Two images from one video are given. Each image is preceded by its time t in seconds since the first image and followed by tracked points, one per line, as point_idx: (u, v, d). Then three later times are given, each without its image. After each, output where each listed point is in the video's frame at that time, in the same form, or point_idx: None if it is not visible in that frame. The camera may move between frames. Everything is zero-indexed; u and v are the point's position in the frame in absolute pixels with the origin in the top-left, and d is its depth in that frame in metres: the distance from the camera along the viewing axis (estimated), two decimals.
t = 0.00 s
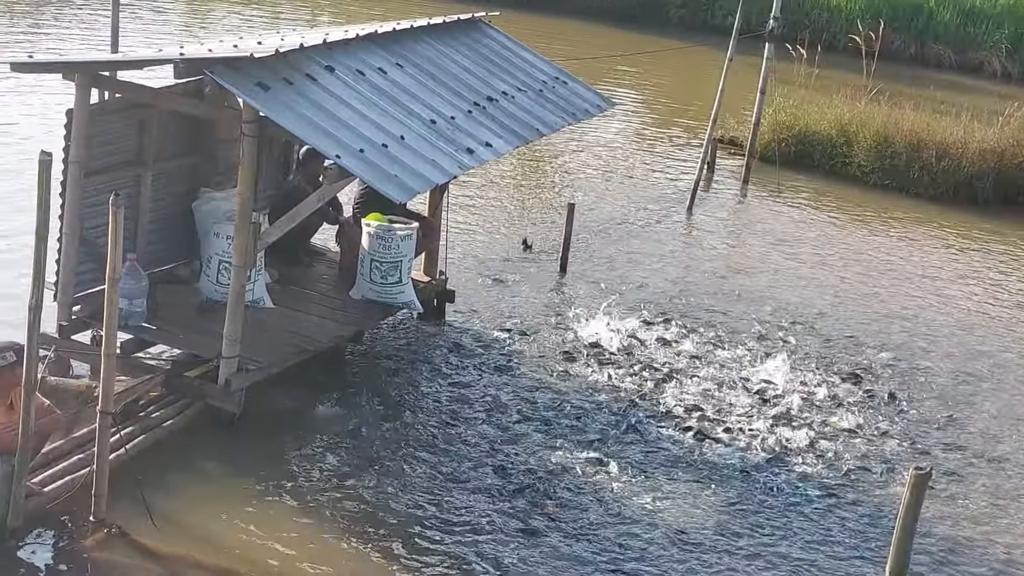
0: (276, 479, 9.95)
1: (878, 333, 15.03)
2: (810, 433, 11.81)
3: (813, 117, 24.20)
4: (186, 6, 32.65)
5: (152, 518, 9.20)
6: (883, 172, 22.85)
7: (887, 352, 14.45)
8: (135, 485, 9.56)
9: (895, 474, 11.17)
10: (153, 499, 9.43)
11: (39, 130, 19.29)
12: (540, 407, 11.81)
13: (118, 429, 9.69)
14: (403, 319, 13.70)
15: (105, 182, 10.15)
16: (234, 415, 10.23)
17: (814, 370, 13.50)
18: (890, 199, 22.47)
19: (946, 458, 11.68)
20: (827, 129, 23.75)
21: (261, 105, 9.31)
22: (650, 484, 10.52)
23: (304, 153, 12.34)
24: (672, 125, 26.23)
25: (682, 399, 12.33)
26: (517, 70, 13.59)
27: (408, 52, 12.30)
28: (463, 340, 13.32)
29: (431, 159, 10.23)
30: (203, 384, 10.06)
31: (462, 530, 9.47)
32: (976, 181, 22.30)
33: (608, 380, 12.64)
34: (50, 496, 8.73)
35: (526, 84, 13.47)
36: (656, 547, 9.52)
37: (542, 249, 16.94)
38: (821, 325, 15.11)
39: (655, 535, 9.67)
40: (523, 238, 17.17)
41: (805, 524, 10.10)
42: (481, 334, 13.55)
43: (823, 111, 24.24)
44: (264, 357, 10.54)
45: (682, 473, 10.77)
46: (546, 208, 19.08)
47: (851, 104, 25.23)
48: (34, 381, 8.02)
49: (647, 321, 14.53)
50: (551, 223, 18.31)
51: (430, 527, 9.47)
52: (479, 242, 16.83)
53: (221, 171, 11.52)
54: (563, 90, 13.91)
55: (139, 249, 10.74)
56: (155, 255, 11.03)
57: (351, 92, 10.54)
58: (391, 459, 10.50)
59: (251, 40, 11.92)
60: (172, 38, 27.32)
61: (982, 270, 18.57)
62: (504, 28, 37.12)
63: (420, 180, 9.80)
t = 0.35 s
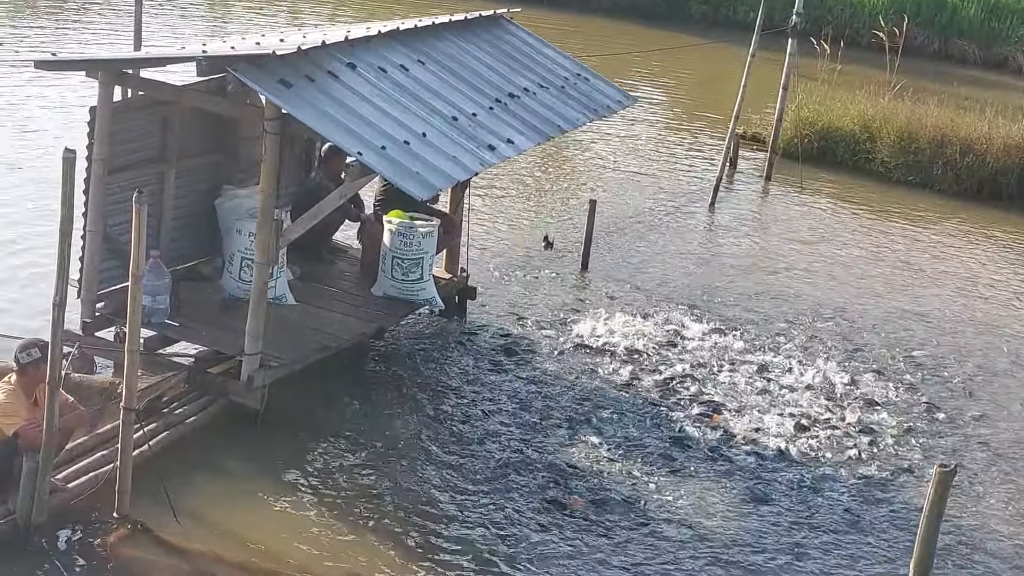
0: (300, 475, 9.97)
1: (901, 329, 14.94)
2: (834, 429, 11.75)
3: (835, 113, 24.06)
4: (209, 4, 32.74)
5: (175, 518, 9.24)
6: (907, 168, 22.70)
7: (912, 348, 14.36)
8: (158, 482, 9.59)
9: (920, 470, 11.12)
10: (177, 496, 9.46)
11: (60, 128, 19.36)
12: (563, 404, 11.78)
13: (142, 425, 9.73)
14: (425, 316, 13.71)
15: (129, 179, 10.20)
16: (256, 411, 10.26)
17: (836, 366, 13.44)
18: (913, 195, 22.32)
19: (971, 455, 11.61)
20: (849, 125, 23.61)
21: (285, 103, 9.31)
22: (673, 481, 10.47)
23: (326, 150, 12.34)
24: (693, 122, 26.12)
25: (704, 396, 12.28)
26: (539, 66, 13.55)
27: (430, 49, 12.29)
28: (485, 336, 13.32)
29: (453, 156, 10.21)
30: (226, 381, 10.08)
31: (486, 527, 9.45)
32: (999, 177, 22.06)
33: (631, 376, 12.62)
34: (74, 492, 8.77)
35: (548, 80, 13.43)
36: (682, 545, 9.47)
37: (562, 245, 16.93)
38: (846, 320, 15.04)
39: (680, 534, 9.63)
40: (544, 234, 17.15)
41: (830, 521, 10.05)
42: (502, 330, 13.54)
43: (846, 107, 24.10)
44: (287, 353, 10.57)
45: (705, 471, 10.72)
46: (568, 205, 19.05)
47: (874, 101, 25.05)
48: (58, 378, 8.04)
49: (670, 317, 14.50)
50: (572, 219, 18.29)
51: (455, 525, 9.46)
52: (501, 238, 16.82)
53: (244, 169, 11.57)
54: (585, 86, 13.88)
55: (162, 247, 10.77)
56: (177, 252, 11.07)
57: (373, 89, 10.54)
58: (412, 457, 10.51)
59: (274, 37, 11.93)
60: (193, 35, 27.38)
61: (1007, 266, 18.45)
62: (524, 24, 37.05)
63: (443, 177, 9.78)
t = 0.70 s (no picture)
0: (328, 471, 10.01)
1: (930, 327, 14.84)
2: (862, 427, 11.68)
3: (864, 110, 23.90)
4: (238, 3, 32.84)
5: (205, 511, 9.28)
6: (936, 165, 22.52)
7: (944, 346, 14.26)
8: (188, 478, 9.65)
9: (950, 469, 11.04)
10: (205, 492, 9.51)
11: (90, 125, 19.51)
12: (590, 401, 11.77)
13: (172, 421, 9.78)
14: (452, 313, 13.73)
15: (159, 176, 10.26)
16: (285, 408, 10.30)
17: (865, 364, 13.36)
18: (942, 193, 22.15)
19: (1002, 453, 11.52)
20: (878, 122, 23.45)
21: (313, 100, 9.35)
22: (701, 479, 10.44)
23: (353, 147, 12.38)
24: (720, 119, 26.02)
25: (733, 394, 12.24)
26: (567, 63, 13.52)
27: (458, 46, 12.30)
28: (512, 333, 13.32)
29: (480, 154, 10.20)
30: (255, 377, 10.13)
31: (514, 524, 9.45)
32: None
33: (658, 374, 12.58)
34: (104, 487, 8.83)
35: (575, 78, 13.40)
36: (710, 543, 9.43)
37: (588, 242, 16.91)
38: (876, 318, 14.95)
39: (708, 532, 9.60)
40: (570, 232, 17.14)
41: (859, 520, 9.99)
42: (529, 327, 13.55)
43: (874, 104, 23.94)
44: (315, 350, 10.61)
45: (732, 468, 10.68)
46: (596, 202, 19.02)
47: (904, 98, 24.85)
48: (88, 374, 8.08)
49: (699, 315, 14.45)
50: (598, 216, 18.27)
51: (482, 522, 9.46)
52: (529, 236, 16.81)
53: (272, 167, 11.63)
54: (612, 84, 13.85)
55: (191, 244, 10.83)
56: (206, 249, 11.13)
57: (401, 86, 10.56)
58: (439, 452, 10.53)
59: (302, 35, 11.96)
60: (221, 33, 27.52)
61: None
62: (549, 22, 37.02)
63: (470, 174, 9.77)
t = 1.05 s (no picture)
0: (339, 469, 10.02)
1: (941, 323, 14.78)
2: (874, 425, 11.65)
3: (875, 106, 23.85)
4: None
5: (216, 507, 9.30)
6: (947, 161, 22.44)
7: (956, 341, 14.23)
8: (199, 475, 9.67)
9: (961, 466, 11.00)
10: (217, 489, 9.53)
11: (101, 123, 19.54)
12: (601, 398, 11.75)
13: (183, 419, 9.75)
14: (463, 311, 13.72)
15: (170, 173, 10.29)
16: (296, 405, 10.31)
17: (877, 361, 13.31)
18: (953, 189, 22.06)
19: (1015, 449, 11.47)
20: (889, 118, 23.36)
21: (323, 98, 9.34)
22: (712, 476, 10.42)
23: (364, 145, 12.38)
24: (730, 115, 25.95)
25: (745, 390, 12.22)
26: (577, 61, 13.52)
27: (468, 44, 12.30)
28: (522, 330, 13.31)
29: (490, 151, 10.20)
30: (266, 374, 10.14)
31: (525, 522, 9.44)
32: None
33: (668, 371, 12.56)
34: (115, 485, 8.82)
35: (586, 75, 13.39)
36: (722, 541, 9.41)
37: (599, 239, 16.88)
38: (888, 315, 14.92)
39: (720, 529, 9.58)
40: (581, 229, 17.11)
41: (870, 517, 9.96)
42: (540, 324, 13.55)
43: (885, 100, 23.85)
44: (326, 347, 10.61)
45: (744, 466, 10.66)
46: (606, 199, 19.01)
47: (915, 94, 24.78)
48: (100, 371, 8.10)
49: (710, 311, 14.44)
50: (609, 213, 18.25)
51: (493, 519, 9.46)
52: (540, 232, 16.81)
53: (283, 165, 11.65)
54: (623, 80, 13.83)
55: (201, 242, 10.84)
56: (217, 247, 11.14)
57: (412, 84, 10.56)
58: (449, 448, 10.53)
59: (311, 32, 11.96)
60: (231, 31, 27.55)
61: None
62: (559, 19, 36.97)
63: (480, 171, 9.77)
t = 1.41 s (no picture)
0: (344, 466, 10.02)
1: (947, 320, 14.76)
2: (880, 422, 11.63)
3: (880, 102, 23.80)
4: None
5: (220, 505, 9.30)
6: (952, 157, 22.40)
7: (961, 338, 14.19)
8: (204, 473, 9.67)
9: (965, 462, 10.98)
10: (221, 487, 9.53)
11: (106, 122, 19.60)
12: (606, 396, 11.75)
13: (187, 417, 9.77)
14: (468, 308, 13.71)
15: (174, 172, 10.29)
16: (300, 403, 10.31)
17: (883, 358, 13.29)
18: (958, 185, 22.03)
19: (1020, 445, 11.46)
20: (894, 115, 23.32)
21: (327, 96, 9.35)
22: (718, 473, 10.41)
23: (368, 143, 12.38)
24: (735, 112, 25.92)
25: (749, 388, 12.20)
26: (581, 58, 13.50)
27: (472, 41, 12.29)
28: (527, 328, 13.30)
29: (493, 148, 10.19)
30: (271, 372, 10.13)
31: (530, 520, 9.44)
32: None
33: (673, 368, 12.55)
34: (119, 483, 8.84)
35: (590, 72, 13.37)
36: (728, 538, 9.40)
37: (603, 237, 16.88)
38: (893, 312, 14.88)
39: (726, 525, 9.57)
40: (586, 226, 17.11)
41: (875, 513, 9.95)
42: (545, 321, 13.54)
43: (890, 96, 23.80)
44: (330, 344, 10.60)
45: (749, 462, 10.64)
46: (611, 196, 18.98)
47: (920, 90, 24.72)
48: (104, 370, 8.12)
49: (715, 309, 14.41)
50: (615, 210, 18.24)
51: (499, 517, 9.46)
52: (544, 230, 16.79)
53: (287, 163, 11.64)
54: (627, 78, 13.81)
55: (206, 240, 10.85)
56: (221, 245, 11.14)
57: (415, 82, 10.55)
58: (454, 446, 10.52)
59: (315, 31, 11.95)
60: (235, 29, 27.59)
61: None
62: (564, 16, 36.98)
63: (483, 168, 9.76)
